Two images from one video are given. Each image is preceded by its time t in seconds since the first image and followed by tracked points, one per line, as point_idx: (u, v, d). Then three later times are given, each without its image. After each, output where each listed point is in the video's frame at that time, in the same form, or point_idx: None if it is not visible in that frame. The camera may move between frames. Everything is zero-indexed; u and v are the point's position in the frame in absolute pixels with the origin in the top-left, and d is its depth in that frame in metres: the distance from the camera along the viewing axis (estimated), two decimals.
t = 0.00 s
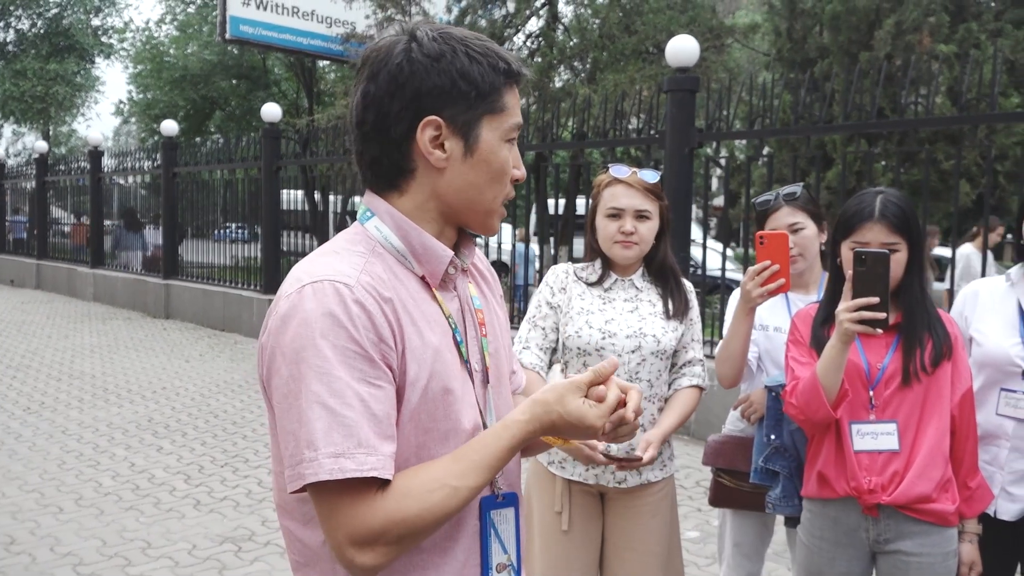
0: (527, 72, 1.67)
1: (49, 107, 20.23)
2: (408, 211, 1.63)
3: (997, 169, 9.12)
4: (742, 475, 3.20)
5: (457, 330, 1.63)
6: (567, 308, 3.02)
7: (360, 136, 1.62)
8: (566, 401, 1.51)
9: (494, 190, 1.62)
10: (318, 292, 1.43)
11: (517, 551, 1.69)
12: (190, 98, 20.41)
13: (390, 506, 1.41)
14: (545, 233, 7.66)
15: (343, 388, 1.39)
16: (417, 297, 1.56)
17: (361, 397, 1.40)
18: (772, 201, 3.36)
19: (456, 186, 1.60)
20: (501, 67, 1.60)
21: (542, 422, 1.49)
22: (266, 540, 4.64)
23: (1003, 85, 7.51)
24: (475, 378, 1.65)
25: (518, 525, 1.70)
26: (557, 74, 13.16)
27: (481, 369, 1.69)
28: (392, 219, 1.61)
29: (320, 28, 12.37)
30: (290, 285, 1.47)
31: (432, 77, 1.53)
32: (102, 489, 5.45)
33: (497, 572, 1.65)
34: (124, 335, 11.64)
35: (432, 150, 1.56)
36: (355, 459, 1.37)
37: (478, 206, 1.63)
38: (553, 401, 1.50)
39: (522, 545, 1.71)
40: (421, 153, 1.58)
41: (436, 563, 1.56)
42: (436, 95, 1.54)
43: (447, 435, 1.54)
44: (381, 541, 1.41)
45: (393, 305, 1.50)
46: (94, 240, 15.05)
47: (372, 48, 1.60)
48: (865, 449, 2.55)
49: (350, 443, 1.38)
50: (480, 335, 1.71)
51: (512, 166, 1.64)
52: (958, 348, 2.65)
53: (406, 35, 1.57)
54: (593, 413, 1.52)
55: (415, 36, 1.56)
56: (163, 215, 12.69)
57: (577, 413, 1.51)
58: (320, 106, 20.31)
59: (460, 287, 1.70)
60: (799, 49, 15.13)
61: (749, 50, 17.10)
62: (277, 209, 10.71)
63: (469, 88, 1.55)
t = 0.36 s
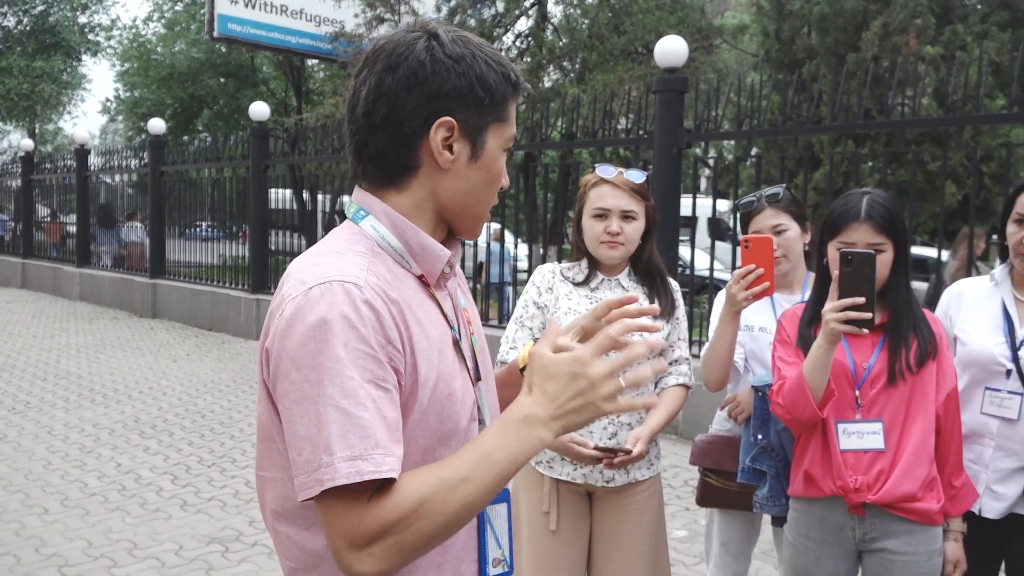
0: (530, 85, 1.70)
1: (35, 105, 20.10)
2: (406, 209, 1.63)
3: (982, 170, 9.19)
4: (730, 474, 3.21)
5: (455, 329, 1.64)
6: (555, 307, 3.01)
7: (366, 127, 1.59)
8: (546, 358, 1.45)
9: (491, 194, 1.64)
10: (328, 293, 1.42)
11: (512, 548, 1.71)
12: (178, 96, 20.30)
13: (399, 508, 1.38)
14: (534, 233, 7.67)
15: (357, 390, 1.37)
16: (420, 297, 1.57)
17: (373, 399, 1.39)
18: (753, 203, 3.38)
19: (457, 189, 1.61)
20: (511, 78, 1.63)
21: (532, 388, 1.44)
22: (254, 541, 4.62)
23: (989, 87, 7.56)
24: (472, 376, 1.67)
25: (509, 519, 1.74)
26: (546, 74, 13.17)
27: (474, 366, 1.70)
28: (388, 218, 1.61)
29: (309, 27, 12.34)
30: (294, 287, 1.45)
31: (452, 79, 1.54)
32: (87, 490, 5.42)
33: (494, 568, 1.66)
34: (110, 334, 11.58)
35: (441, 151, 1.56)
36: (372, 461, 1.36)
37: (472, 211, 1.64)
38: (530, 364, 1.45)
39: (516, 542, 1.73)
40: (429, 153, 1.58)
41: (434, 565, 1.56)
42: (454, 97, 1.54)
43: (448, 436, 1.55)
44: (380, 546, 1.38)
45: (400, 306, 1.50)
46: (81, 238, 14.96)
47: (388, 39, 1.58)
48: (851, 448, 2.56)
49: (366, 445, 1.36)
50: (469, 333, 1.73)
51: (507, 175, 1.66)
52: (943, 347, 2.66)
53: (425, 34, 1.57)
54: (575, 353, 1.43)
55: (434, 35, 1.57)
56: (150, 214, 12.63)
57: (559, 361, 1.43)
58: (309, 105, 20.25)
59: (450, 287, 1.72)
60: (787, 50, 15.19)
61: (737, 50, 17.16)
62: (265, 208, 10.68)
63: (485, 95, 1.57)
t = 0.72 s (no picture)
0: (528, 86, 1.71)
1: (28, 105, 20.03)
2: (403, 206, 1.62)
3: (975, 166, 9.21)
4: (726, 470, 3.21)
5: (451, 328, 1.63)
6: (549, 305, 3.01)
7: (365, 121, 1.58)
8: (556, 415, 1.49)
9: (488, 193, 1.64)
10: (324, 291, 1.42)
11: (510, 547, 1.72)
12: (171, 95, 20.23)
13: (371, 517, 1.39)
14: (529, 231, 7.66)
15: (347, 390, 1.37)
16: (417, 297, 1.56)
17: (363, 400, 1.38)
18: (748, 200, 3.38)
19: (456, 186, 1.61)
20: (510, 78, 1.64)
21: (535, 435, 1.48)
22: (250, 540, 4.62)
23: (982, 83, 7.59)
24: (467, 376, 1.66)
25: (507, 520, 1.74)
26: (540, 72, 13.16)
27: (470, 365, 1.70)
28: (386, 215, 1.61)
29: (302, 25, 12.33)
30: (292, 283, 1.45)
31: (453, 75, 1.54)
32: (82, 490, 5.41)
33: (493, 569, 1.66)
34: (104, 334, 11.55)
35: (440, 147, 1.56)
36: (354, 464, 1.35)
37: (469, 210, 1.65)
38: (541, 414, 1.49)
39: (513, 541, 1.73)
40: (428, 148, 1.57)
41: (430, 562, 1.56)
42: (454, 94, 1.55)
43: (441, 436, 1.55)
44: (355, 552, 1.38)
45: (397, 307, 1.49)
46: (74, 239, 14.92)
47: (390, 34, 1.58)
48: (846, 444, 2.57)
49: (350, 447, 1.36)
50: (465, 333, 1.73)
51: (505, 174, 1.67)
52: (939, 343, 2.67)
53: (427, 30, 1.57)
54: (587, 423, 1.48)
55: (436, 32, 1.57)
56: (144, 214, 12.59)
57: (569, 425, 1.48)
58: (302, 104, 20.21)
59: (447, 286, 1.72)
60: (780, 46, 15.20)
61: (731, 47, 17.18)
62: (259, 208, 10.66)
63: (485, 93, 1.57)
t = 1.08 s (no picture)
0: (522, 81, 1.71)
1: (22, 105, 19.97)
2: (396, 204, 1.62)
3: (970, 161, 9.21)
4: (722, 467, 3.22)
5: (442, 328, 1.62)
6: (544, 303, 3.01)
7: (357, 120, 1.58)
8: (535, 411, 1.49)
9: (482, 189, 1.64)
10: (307, 289, 1.42)
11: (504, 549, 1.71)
12: (166, 95, 20.16)
13: (349, 515, 1.38)
14: (525, 230, 7.65)
15: (325, 390, 1.36)
16: (404, 296, 1.55)
17: (341, 399, 1.37)
18: (744, 196, 3.37)
19: (450, 183, 1.60)
20: (503, 72, 1.63)
21: (513, 431, 1.48)
22: (247, 540, 4.61)
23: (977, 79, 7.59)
24: (461, 378, 1.66)
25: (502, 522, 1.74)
26: (536, 69, 13.14)
27: (464, 365, 1.69)
28: (377, 214, 1.60)
29: (297, 24, 12.31)
30: (277, 281, 1.45)
31: (442, 71, 1.54)
32: (79, 491, 5.40)
33: (486, 571, 1.65)
34: (101, 335, 11.52)
35: (433, 144, 1.55)
36: (329, 463, 1.35)
37: (464, 206, 1.64)
38: (520, 410, 1.49)
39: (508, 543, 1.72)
40: (421, 146, 1.57)
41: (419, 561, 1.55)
42: (445, 90, 1.54)
43: (430, 436, 1.55)
44: (333, 550, 1.38)
45: (382, 306, 1.48)
46: (70, 239, 14.88)
47: (380, 32, 1.58)
48: (843, 440, 2.58)
49: (325, 447, 1.35)
50: (461, 332, 1.72)
51: (500, 169, 1.66)
52: (934, 340, 2.66)
53: (416, 27, 1.57)
54: (564, 419, 1.49)
55: (425, 28, 1.57)
56: (139, 214, 12.57)
57: (548, 421, 1.48)
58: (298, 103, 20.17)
59: (442, 285, 1.71)
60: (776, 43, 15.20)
61: (727, 44, 17.18)
62: (255, 207, 10.64)
63: (476, 88, 1.57)
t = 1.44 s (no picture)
0: (517, 78, 1.70)
1: (17, 105, 19.94)
2: (394, 203, 1.62)
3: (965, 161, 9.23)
4: (718, 467, 3.22)
5: (439, 328, 1.62)
6: (539, 304, 3.02)
7: (351, 120, 1.58)
8: (528, 408, 1.51)
9: (479, 187, 1.63)
10: (305, 288, 1.42)
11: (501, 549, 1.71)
12: (161, 95, 20.16)
13: (354, 513, 1.38)
14: (522, 229, 7.65)
15: (325, 389, 1.36)
16: (402, 296, 1.55)
17: (341, 398, 1.37)
18: (741, 196, 3.38)
19: (446, 182, 1.60)
20: (497, 71, 1.63)
21: (508, 427, 1.48)
22: (244, 540, 4.61)
23: (973, 78, 7.61)
24: (457, 378, 1.66)
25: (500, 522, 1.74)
26: (532, 69, 13.15)
27: (460, 365, 1.69)
28: (375, 214, 1.60)
29: (293, 24, 12.31)
30: (275, 281, 1.45)
31: (436, 70, 1.53)
32: (75, 491, 5.40)
33: (484, 570, 1.66)
34: (97, 335, 11.50)
35: (428, 143, 1.55)
36: (332, 462, 1.35)
37: (462, 205, 1.64)
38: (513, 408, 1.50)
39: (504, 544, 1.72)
40: (416, 145, 1.57)
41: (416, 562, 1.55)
42: (439, 89, 1.54)
43: (428, 436, 1.54)
44: (337, 549, 1.37)
45: (381, 305, 1.48)
46: (66, 240, 14.86)
47: (373, 32, 1.58)
48: (840, 440, 2.58)
49: (328, 446, 1.35)
50: (457, 332, 1.72)
51: (497, 167, 1.66)
52: (930, 338, 2.67)
53: (409, 27, 1.57)
54: (559, 413, 1.49)
55: (419, 28, 1.57)
56: (135, 214, 12.55)
57: (542, 415, 1.49)
58: (294, 103, 20.15)
59: (438, 286, 1.71)
60: (772, 43, 15.25)
61: (723, 44, 17.21)
62: (251, 207, 10.63)
63: (470, 86, 1.56)
